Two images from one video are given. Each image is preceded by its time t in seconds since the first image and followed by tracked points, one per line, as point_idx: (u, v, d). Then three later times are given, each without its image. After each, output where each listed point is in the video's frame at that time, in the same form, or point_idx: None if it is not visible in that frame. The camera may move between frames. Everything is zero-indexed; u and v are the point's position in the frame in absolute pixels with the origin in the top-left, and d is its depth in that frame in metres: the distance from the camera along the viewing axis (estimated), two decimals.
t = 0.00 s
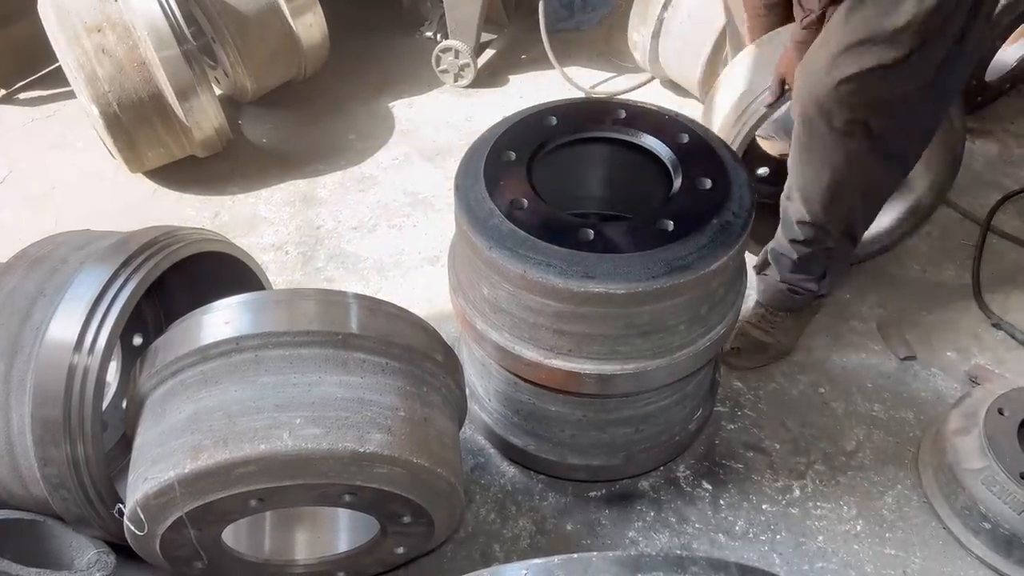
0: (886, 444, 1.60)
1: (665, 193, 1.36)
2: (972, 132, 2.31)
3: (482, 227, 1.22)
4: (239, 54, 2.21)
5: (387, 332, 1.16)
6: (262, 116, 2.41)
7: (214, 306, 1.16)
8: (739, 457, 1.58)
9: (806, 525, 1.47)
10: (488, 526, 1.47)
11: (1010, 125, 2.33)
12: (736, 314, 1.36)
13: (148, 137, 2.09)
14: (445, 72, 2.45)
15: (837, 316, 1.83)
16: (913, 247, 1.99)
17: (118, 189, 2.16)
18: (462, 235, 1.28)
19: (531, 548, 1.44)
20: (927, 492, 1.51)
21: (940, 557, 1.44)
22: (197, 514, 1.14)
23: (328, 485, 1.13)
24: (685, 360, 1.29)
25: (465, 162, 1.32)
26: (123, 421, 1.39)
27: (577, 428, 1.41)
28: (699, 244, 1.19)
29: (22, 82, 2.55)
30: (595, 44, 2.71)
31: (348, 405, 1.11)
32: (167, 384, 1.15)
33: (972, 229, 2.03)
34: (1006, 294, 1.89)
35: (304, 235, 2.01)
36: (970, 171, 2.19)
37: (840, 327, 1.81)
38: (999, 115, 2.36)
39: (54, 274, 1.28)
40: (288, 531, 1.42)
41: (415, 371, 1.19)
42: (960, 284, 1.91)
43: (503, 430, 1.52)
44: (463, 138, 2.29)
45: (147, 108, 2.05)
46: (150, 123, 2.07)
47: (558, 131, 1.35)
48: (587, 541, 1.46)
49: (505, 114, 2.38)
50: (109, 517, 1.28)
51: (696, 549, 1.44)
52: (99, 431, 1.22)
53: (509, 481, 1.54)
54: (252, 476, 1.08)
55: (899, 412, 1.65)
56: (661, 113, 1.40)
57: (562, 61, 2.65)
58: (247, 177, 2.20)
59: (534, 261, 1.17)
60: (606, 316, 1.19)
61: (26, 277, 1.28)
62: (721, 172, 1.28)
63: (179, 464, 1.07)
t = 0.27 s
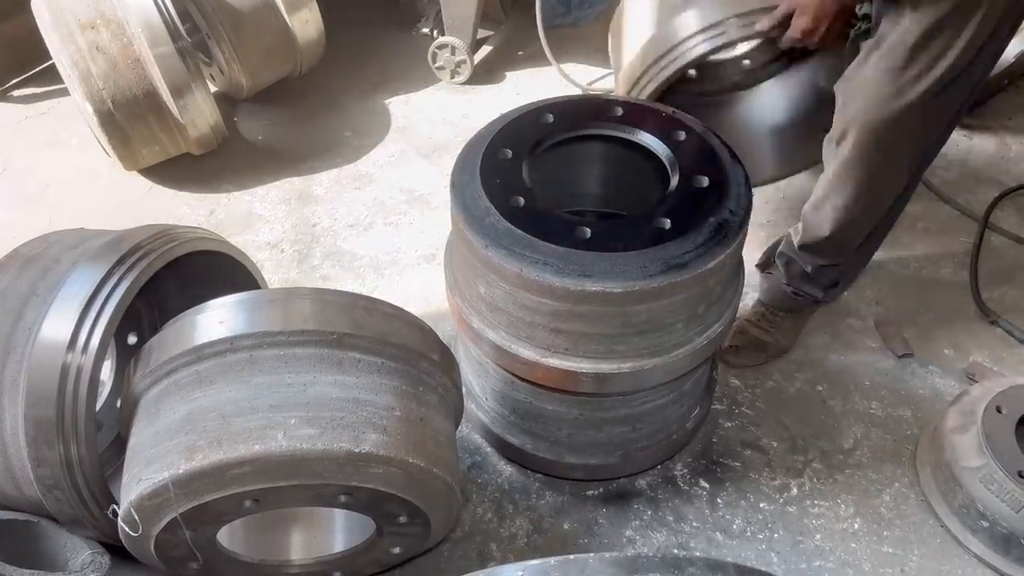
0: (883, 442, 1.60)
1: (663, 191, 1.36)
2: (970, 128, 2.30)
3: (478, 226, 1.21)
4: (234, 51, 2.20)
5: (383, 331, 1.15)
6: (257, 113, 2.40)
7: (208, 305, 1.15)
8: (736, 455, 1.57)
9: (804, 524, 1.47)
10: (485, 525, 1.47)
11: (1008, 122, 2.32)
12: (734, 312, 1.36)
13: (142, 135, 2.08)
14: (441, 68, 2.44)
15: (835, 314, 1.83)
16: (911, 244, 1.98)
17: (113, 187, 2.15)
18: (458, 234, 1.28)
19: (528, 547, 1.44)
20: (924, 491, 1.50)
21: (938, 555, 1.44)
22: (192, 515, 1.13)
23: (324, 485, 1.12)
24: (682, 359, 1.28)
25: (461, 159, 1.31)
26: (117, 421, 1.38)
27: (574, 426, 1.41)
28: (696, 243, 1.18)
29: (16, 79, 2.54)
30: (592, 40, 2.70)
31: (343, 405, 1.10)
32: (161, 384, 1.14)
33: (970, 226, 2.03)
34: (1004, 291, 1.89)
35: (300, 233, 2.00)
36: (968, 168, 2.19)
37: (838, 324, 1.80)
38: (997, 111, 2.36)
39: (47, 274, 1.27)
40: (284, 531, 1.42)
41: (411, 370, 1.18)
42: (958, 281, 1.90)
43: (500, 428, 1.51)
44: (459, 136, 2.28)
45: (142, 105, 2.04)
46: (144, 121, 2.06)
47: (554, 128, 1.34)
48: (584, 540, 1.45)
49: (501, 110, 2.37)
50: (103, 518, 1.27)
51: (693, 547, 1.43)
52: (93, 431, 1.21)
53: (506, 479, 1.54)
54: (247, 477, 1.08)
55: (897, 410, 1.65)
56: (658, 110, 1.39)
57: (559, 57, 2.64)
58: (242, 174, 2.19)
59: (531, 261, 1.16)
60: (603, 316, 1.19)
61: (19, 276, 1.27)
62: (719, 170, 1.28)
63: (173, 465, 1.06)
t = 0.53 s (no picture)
0: (883, 440, 1.60)
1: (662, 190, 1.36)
2: (969, 126, 2.30)
3: (477, 228, 1.21)
4: (233, 50, 2.20)
5: (382, 331, 1.15)
6: (256, 112, 2.40)
7: (208, 304, 1.15)
8: (736, 453, 1.57)
9: (803, 522, 1.47)
10: (484, 524, 1.47)
11: (1007, 119, 2.32)
12: (733, 312, 1.36)
13: (141, 134, 2.08)
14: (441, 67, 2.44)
15: (834, 311, 1.83)
16: (910, 242, 1.98)
17: (113, 186, 2.15)
18: (457, 234, 1.27)
19: (528, 545, 1.44)
20: (924, 489, 1.50)
21: (937, 553, 1.44)
22: (192, 514, 1.13)
23: (323, 483, 1.12)
24: (681, 359, 1.28)
25: (460, 158, 1.31)
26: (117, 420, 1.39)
27: (574, 426, 1.41)
28: (695, 243, 1.18)
29: (15, 78, 2.54)
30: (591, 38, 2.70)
31: (342, 404, 1.10)
32: (161, 383, 1.14)
33: (969, 224, 2.03)
34: (1003, 289, 1.89)
35: (299, 231, 2.00)
36: (967, 166, 2.19)
37: (837, 322, 1.80)
38: (996, 109, 2.36)
39: (46, 273, 1.27)
40: (284, 530, 1.42)
41: (410, 369, 1.18)
42: (958, 279, 1.90)
43: (499, 427, 1.51)
44: (459, 134, 2.28)
45: (141, 104, 2.04)
46: (143, 120, 2.06)
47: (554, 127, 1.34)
48: (584, 538, 1.45)
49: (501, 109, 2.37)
50: (102, 517, 1.27)
51: (692, 545, 1.44)
52: (92, 431, 1.21)
53: (506, 478, 1.54)
54: (246, 476, 1.08)
55: (896, 408, 1.65)
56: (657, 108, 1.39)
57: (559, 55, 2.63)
58: (241, 173, 2.18)
59: (530, 262, 1.16)
60: (603, 317, 1.19)
61: (18, 276, 1.27)
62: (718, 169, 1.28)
63: (172, 464, 1.06)
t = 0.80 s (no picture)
0: (886, 439, 1.60)
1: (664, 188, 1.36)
2: (971, 126, 2.31)
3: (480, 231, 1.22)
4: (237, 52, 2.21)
5: (387, 330, 1.16)
6: (260, 114, 2.41)
7: (214, 303, 1.16)
8: (739, 453, 1.58)
9: (806, 520, 1.48)
10: (488, 522, 1.48)
11: (1009, 120, 2.32)
12: (735, 313, 1.37)
13: (147, 136, 2.09)
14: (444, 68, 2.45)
15: (837, 311, 1.83)
16: (913, 242, 1.99)
17: (118, 187, 2.16)
18: (461, 235, 1.28)
19: (532, 543, 1.45)
20: (927, 488, 1.51)
21: (940, 551, 1.45)
22: (198, 512, 1.14)
23: (328, 481, 1.13)
24: (683, 360, 1.29)
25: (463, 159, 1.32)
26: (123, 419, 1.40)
27: (577, 426, 1.41)
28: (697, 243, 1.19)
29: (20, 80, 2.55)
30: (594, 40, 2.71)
31: (347, 402, 1.11)
32: (167, 382, 1.15)
33: (971, 224, 2.03)
34: (1006, 288, 1.89)
35: (303, 232, 2.01)
36: (969, 166, 2.19)
37: (839, 322, 1.81)
38: (998, 109, 2.36)
39: (53, 273, 1.28)
40: (289, 527, 1.43)
41: (414, 368, 1.19)
42: (960, 279, 1.90)
43: (502, 426, 1.52)
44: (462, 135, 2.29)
45: (145, 106, 2.05)
46: (148, 122, 2.07)
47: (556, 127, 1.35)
48: (587, 537, 1.46)
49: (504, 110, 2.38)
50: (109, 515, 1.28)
51: (696, 544, 1.44)
52: (99, 430, 1.22)
53: (509, 477, 1.55)
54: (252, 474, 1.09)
55: (899, 407, 1.66)
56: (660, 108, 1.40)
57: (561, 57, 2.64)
58: (246, 174, 2.20)
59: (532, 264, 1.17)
60: (605, 317, 1.20)
61: (25, 276, 1.29)
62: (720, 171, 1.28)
63: (179, 462, 1.07)
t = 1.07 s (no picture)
0: (888, 441, 1.60)
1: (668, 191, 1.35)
2: (972, 129, 2.31)
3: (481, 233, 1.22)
4: (240, 57, 2.22)
5: (390, 334, 1.17)
6: (263, 118, 2.42)
7: (217, 307, 1.16)
8: (741, 455, 1.58)
9: (809, 523, 1.48)
10: (491, 525, 1.48)
11: (1010, 122, 2.33)
12: (737, 315, 1.37)
13: (150, 141, 2.10)
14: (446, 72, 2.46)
15: (839, 314, 1.83)
16: (914, 244, 1.99)
17: (121, 191, 2.17)
18: (463, 239, 1.29)
19: (534, 546, 1.45)
20: (929, 490, 1.51)
21: (942, 553, 1.45)
22: (202, 514, 1.14)
23: (332, 484, 1.13)
24: (685, 363, 1.29)
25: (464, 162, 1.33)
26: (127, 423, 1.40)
27: (579, 428, 1.42)
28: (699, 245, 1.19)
29: (24, 85, 2.56)
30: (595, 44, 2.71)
31: (350, 405, 1.11)
32: (171, 385, 1.16)
33: (972, 226, 2.04)
34: (1007, 290, 1.89)
35: (306, 236, 2.02)
36: (970, 169, 2.19)
37: (841, 324, 1.81)
38: (999, 111, 2.36)
39: (58, 278, 1.29)
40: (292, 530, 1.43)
41: (417, 371, 1.19)
42: (962, 281, 1.91)
43: (505, 429, 1.52)
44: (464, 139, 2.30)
45: (148, 111, 2.06)
46: (151, 127, 2.08)
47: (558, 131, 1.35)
48: (590, 540, 1.46)
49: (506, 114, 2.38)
50: (113, 518, 1.29)
51: (698, 546, 1.45)
52: (104, 433, 1.23)
53: (512, 480, 1.55)
54: (256, 476, 1.09)
55: (901, 409, 1.66)
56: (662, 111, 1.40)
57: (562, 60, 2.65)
58: (248, 179, 2.20)
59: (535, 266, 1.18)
60: (607, 320, 1.20)
61: (30, 281, 1.29)
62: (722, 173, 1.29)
63: (183, 465, 1.07)
